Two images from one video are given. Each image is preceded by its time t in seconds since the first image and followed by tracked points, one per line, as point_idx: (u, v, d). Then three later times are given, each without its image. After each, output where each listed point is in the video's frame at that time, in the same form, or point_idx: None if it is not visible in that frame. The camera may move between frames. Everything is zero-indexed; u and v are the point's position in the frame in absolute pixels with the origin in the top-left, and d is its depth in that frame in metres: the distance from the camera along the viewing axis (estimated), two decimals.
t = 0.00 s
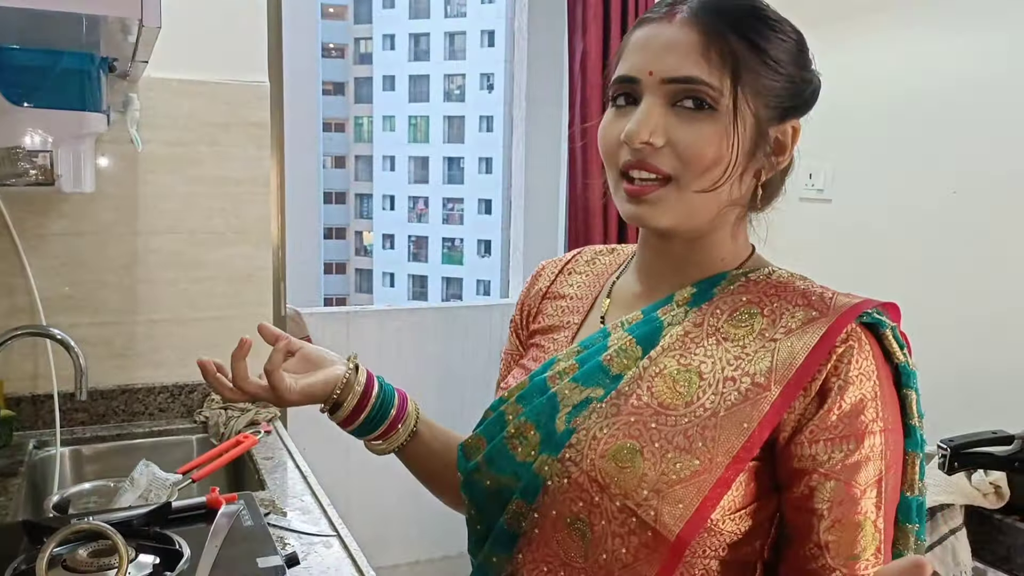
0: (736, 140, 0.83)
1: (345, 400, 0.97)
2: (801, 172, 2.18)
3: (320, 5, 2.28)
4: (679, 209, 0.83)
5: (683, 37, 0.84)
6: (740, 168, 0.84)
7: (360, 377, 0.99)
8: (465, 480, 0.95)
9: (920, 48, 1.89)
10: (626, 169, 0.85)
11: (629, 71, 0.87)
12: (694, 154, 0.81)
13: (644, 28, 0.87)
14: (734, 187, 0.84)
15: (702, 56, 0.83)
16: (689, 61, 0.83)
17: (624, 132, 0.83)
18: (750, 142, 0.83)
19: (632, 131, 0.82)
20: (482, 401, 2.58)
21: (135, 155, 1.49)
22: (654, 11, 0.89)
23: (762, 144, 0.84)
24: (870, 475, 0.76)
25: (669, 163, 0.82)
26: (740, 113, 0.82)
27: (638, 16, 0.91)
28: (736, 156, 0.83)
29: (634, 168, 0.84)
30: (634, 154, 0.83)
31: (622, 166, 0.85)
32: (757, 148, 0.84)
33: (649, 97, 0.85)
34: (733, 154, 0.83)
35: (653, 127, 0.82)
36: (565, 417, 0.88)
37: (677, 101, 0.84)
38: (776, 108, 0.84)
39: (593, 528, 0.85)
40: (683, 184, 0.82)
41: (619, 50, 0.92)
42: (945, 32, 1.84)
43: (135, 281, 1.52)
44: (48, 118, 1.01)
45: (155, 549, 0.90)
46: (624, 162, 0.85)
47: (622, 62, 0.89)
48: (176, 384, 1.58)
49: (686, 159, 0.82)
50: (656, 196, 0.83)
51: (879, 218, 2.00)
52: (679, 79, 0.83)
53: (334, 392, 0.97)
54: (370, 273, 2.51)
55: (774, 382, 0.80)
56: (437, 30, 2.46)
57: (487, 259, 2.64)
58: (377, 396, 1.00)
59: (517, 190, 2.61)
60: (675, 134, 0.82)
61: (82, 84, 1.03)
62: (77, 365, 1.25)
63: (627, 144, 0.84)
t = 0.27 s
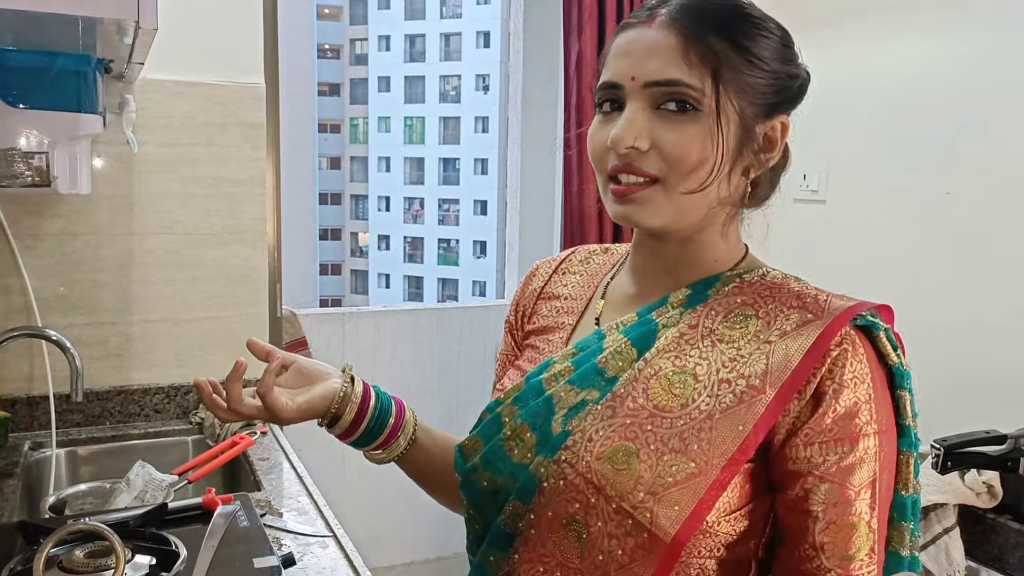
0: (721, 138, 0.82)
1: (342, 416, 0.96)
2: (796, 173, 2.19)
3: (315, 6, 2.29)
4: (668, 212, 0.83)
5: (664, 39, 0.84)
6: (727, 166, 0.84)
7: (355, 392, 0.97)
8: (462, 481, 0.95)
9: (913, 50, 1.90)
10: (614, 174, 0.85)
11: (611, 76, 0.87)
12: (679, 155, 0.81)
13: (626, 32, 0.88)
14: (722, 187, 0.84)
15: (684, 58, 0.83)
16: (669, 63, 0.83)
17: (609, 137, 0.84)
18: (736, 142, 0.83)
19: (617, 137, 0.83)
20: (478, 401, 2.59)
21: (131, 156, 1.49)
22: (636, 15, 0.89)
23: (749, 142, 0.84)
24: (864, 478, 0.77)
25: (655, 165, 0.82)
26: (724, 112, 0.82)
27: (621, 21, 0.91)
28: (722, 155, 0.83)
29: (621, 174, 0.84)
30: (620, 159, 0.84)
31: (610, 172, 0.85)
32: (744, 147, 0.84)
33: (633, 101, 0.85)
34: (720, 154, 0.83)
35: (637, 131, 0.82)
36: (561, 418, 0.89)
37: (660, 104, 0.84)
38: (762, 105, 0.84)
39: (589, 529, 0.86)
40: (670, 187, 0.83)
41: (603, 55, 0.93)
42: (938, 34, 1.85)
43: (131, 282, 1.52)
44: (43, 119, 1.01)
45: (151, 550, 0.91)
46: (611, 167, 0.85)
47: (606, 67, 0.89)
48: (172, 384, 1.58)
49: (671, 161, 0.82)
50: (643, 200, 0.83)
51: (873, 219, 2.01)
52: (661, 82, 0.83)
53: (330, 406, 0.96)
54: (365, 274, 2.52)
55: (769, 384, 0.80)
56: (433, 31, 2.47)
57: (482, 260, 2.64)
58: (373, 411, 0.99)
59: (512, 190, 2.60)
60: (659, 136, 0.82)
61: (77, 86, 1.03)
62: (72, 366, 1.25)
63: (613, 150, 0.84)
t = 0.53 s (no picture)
0: (714, 137, 0.82)
1: (342, 438, 0.97)
2: (791, 175, 2.20)
3: (311, 7, 2.29)
4: (662, 216, 0.83)
5: (650, 40, 0.84)
6: (721, 166, 0.84)
7: (353, 414, 0.98)
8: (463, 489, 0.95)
9: (908, 52, 1.91)
10: (606, 180, 0.85)
11: (599, 80, 0.87)
12: (672, 158, 0.81)
13: (611, 35, 0.87)
14: (716, 189, 0.84)
15: (671, 59, 0.83)
16: (657, 64, 0.83)
17: (600, 143, 0.83)
18: (728, 140, 0.83)
19: (608, 142, 0.82)
20: (474, 403, 2.59)
21: (127, 157, 1.49)
22: (620, 17, 0.89)
23: (742, 140, 0.84)
24: (863, 487, 0.77)
25: (648, 168, 0.82)
26: (715, 111, 0.82)
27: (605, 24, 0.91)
28: (716, 155, 0.83)
29: (613, 179, 0.84)
30: (611, 164, 0.83)
31: (601, 178, 0.85)
32: (737, 145, 0.84)
33: (622, 106, 0.84)
34: (713, 153, 0.83)
35: (628, 135, 0.82)
36: (558, 430, 0.88)
37: (649, 106, 0.84)
38: (752, 102, 0.84)
39: (588, 539, 0.87)
40: (663, 190, 0.82)
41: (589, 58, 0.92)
42: (933, 36, 1.86)
43: (127, 284, 1.52)
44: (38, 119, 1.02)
45: (148, 551, 0.91)
46: (603, 172, 0.85)
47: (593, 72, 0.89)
48: (168, 386, 1.58)
49: (663, 164, 0.82)
50: (636, 204, 0.83)
51: (869, 221, 2.01)
52: (649, 85, 0.83)
53: (328, 430, 0.96)
54: (362, 275, 2.51)
55: (768, 394, 0.80)
56: (429, 32, 2.47)
57: (479, 262, 2.64)
58: (371, 429, 0.99)
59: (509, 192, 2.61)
60: (650, 139, 0.82)
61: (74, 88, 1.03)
62: (69, 368, 1.25)
63: (604, 155, 0.84)
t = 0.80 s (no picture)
0: (718, 155, 0.79)
1: (351, 454, 0.98)
2: (789, 175, 2.21)
3: (309, 9, 2.29)
4: (668, 236, 0.80)
5: (648, 54, 0.79)
6: (726, 184, 0.80)
7: (358, 429, 1.00)
8: (466, 493, 0.96)
9: (905, 55, 1.91)
10: (609, 203, 0.81)
11: (595, 97, 0.82)
12: (676, 179, 0.78)
13: (605, 49, 0.82)
14: (720, 205, 0.81)
15: (671, 74, 0.78)
16: (656, 81, 0.78)
17: (601, 165, 0.79)
18: (732, 155, 0.80)
19: (610, 164, 0.78)
20: (473, 404, 2.59)
21: (126, 159, 1.49)
22: (612, 29, 0.84)
23: (745, 152, 0.81)
24: (860, 510, 0.73)
25: (651, 192, 0.78)
26: (718, 127, 0.79)
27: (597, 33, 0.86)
28: (720, 173, 0.80)
29: (614, 202, 0.80)
30: (613, 187, 0.79)
31: (602, 199, 0.81)
32: (742, 157, 0.81)
33: (621, 125, 0.80)
34: (717, 171, 0.79)
35: (629, 158, 0.78)
36: (558, 442, 0.87)
37: (650, 124, 0.79)
38: (754, 112, 0.81)
39: (590, 555, 0.85)
40: (668, 213, 0.79)
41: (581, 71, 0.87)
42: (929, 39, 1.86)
43: (126, 285, 1.52)
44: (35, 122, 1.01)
45: (148, 552, 0.91)
46: (604, 194, 0.81)
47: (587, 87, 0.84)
48: (168, 388, 1.58)
49: (667, 186, 0.78)
50: (643, 228, 0.79)
51: (867, 223, 2.02)
52: (649, 103, 0.78)
53: (336, 449, 0.98)
54: (359, 276, 2.51)
55: (773, 412, 0.76)
56: (426, 34, 2.47)
57: (476, 263, 2.64)
58: (378, 442, 1.00)
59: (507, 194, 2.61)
60: (652, 159, 0.78)
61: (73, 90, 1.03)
62: (68, 370, 1.25)
63: (605, 177, 0.80)
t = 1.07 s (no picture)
0: (721, 156, 0.79)
1: (363, 467, 0.98)
2: (786, 179, 2.22)
3: (306, 11, 2.29)
4: (669, 238, 0.80)
5: (653, 54, 0.79)
6: (728, 186, 0.81)
7: (370, 444, 0.99)
8: (465, 496, 0.96)
9: (901, 57, 1.92)
10: (610, 201, 0.81)
11: (599, 95, 0.82)
12: (678, 179, 0.78)
13: (610, 48, 0.82)
14: (721, 208, 0.82)
15: (676, 75, 0.79)
16: (661, 82, 0.79)
17: (604, 163, 0.79)
18: (733, 157, 0.81)
19: (612, 162, 0.78)
20: (471, 406, 2.60)
21: (125, 162, 1.50)
22: (618, 27, 0.84)
23: (747, 155, 0.82)
24: (845, 517, 0.70)
25: (654, 191, 0.79)
26: (721, 129, 0.79)
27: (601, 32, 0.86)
28: (723, 174, 0.80)
29: (617, 200, 0.81)
30: (615, 185, 0.80)
31: (604, 198, 0.82)
32: (743, 160, 0.82)
33: (624, 123, 0.80)
34: (719, 172, 0.80)
35: (632, 157, 0.78)
36: (555, 445, 0.88)
37: (653, 124, 0.80)
38: (756, 115, 0.82)
39: (585, 557, 0.85)
40: (670, 213, 0.79)
41: (586, 68, 0.87)
42: (925, 41, 1.87)
43: (125, 288, 1.52)
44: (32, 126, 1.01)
45: (151, 555, 0.91)
46: (606, 192, 0.81)
47: (591, 84, 0.84)
48: (167, 391, 1.58)
49: (669, 185, 0.78)
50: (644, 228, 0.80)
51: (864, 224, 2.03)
52: (654, 103, 0.79)
53: (348, 462, 0.97)
54: (356, 278, 2.51)
55: (764, 415, 0.76)
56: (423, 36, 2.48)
57: (474, 265, 2.65)
58: (387, 459, 1.00)
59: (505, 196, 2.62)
60: (655, 159, 0.79)
61: (73, 94, 1.03)
62: (68, 373, 1.25)
63: (607, 175, 0.80)
